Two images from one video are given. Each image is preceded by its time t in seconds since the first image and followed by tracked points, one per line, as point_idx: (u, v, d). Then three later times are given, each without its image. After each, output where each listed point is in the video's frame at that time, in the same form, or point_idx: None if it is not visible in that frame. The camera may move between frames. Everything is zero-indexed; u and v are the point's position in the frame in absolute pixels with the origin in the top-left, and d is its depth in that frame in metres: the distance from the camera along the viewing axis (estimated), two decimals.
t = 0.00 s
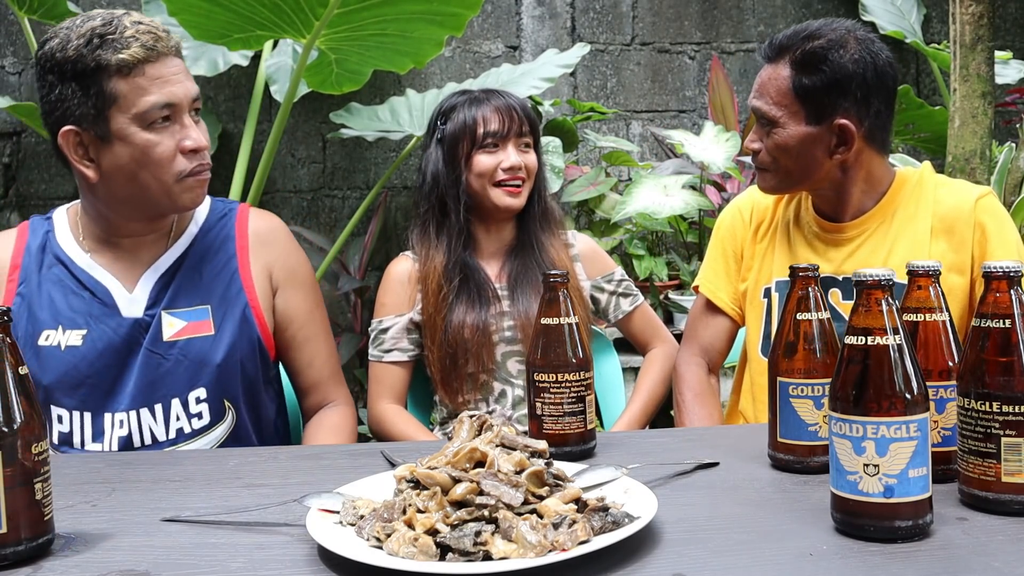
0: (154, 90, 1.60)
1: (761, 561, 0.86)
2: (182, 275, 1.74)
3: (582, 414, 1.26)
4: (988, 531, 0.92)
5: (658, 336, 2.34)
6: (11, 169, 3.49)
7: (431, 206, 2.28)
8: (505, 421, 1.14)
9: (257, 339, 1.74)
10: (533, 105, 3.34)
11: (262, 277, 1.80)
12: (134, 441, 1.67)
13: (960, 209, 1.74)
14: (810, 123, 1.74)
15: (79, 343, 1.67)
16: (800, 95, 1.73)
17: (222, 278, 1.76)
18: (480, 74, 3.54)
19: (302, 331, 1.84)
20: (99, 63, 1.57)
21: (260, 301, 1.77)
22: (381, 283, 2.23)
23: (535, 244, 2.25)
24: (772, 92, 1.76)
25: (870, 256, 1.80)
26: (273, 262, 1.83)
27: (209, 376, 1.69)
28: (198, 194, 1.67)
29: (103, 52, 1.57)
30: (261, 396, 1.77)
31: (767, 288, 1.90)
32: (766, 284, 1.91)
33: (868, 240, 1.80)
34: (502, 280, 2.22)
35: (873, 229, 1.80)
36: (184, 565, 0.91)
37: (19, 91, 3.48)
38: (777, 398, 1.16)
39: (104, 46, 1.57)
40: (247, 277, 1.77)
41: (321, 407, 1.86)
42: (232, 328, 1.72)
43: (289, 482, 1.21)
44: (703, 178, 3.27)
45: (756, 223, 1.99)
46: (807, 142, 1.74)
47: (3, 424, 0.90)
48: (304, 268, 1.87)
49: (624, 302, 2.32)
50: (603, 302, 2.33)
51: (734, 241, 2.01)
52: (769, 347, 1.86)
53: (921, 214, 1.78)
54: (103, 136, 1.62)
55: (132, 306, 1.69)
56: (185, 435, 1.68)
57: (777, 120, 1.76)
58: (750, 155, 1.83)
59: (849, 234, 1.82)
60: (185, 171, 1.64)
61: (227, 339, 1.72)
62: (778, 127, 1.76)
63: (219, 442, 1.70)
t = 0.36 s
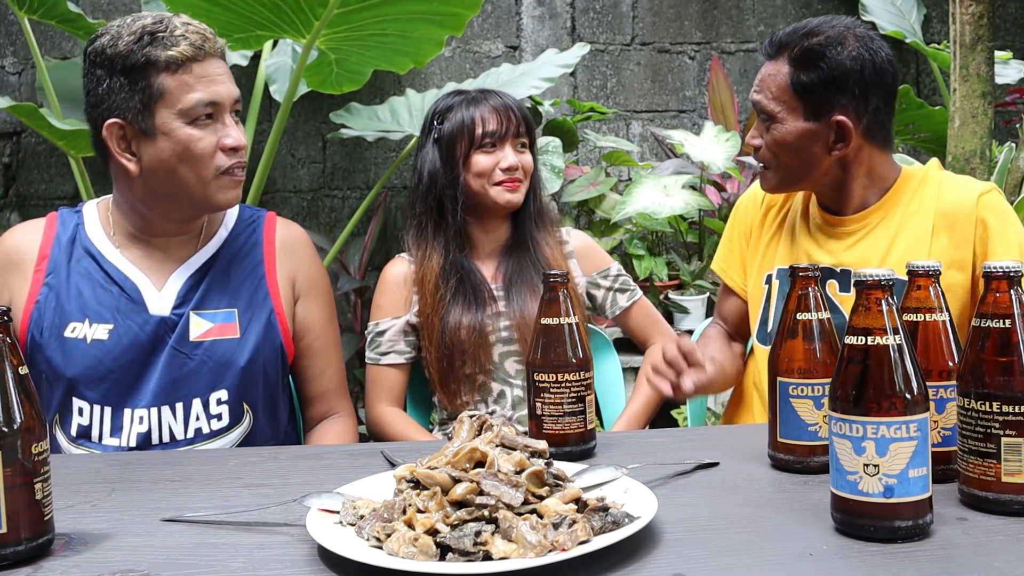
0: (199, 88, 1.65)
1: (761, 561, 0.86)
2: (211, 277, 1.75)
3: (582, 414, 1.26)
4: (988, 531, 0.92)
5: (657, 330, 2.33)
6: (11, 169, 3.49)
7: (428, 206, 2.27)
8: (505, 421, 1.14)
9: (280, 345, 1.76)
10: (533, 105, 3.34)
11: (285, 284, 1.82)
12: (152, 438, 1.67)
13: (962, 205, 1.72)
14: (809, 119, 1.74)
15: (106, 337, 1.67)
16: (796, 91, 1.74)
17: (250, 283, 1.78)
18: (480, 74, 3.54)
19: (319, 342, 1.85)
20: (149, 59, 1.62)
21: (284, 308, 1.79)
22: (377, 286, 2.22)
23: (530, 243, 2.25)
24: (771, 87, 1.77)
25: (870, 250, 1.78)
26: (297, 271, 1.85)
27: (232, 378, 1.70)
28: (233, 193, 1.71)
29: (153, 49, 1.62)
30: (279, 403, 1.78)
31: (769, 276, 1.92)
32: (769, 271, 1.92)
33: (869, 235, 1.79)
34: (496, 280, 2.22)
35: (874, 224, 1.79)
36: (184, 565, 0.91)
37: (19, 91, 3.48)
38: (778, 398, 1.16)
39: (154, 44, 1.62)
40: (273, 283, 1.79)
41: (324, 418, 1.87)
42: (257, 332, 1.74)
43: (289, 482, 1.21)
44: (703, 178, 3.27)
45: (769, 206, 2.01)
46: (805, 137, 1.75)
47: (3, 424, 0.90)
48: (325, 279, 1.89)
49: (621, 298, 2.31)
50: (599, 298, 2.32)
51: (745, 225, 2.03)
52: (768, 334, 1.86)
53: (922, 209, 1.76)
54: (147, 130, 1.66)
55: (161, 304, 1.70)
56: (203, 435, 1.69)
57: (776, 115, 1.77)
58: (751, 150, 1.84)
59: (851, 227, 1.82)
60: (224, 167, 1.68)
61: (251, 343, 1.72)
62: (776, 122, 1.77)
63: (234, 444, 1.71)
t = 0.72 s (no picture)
0: (204, 88, 1.65)
1: (761, 561, 0.86)
2: (212, 274, 1.75)
3: (582, 414, 1.26)
4: (988, 531, 0.92)
5: (650, 336, 2.34)
6: (11, 169, 3.49)
7: (423, 208, 2.28)
8: (505, 421, 1.14)
9: (281, 344, 1.76)
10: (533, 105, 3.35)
11: (287, 284, 1.82)
12: (152, 436, 1.66)
13: (997, 212, 1.71)
14: (841, 118, 1.69)
15: (106, 334, 1.67)
16: (827, 92, 1.69)
17: (251, 282, 1.78)
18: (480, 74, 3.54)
19: (320, 342, 1.85)
20: (155, 59, 1.62)
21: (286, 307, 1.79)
22: (374, 292, 2.22)
23: (526, 244, 2.26)
24: (800, 90, 1.72)
25: (900, 251, 1.78)
26: (300, 271, 1.85)
27: (232, 376, 1.70)
28: (237, 194, 1.71)
29: (160, 48, 1.62)
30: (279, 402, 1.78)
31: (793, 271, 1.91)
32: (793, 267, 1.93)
33: (899, 236, 1.79)
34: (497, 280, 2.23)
35: (905, 226, 1.79)
36: (184, 565, 0.91)
37: (19, 91, 3.49)
38: (777, 398, 1.16)
39: (161, 44, 1.62)
40: (275, 281, 1.79)
41: (327, 417, 1.86)
42: (258, 330, 1.74)
43: (288, 482, 1.21)
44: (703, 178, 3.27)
45: (793, 206, 2.01)
46: (838, 137, 1.70)
47: (3, 424, 0.89)
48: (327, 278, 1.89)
49: (616, 303, 2.32)
50: (595, 302, 2.32)
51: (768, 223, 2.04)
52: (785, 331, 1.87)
53: (955, 213, 1.75)
54: (152, 128, 1.65)
55: (162, 302, 1.70)
56: (203, 434, 1.69)
57: (806, 118, 1.72)
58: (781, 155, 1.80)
59: (881, 228, 1.81)
60: (228, 167, 1.68)
61: (252, 342, 1.73)
62: (808, 125, 1.72)
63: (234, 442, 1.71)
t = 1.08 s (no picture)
0: (196, 84, 1.66)
1: (761, 561, 0.86)
2: (212, 269, 1.76)
3: (582, 414, 1.26)
4: (988, 531, 0.92)
5: (650, 336, 2.34)
6: (11, 169, 3.49)
7: (421, 208, 2.28)
8: (505, 421, 1.14)
9: (282, 338, 1.76)
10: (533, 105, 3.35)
11: (286, 279, 1.82)
12: (156, 431, 1.66)
13: (1000, 214, 1.72)
14: (850, 121, 1.69)
15: (108, 331, 1.67)
16: (839, 93, 1.68)
17: (251, 277, 1.78)
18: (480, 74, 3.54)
19: (319, 337, 1.85)
20: (147, 55, 1.63)
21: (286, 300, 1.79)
22: (374, 293, 2.22)
23: (525, 244, 2.26)
24: (811, 87, 1.71)
25: (903, 252, 1.78)
26: (298, 266, 1.85)
27: (235, 370, 1.70)
28: (230, 188, 1.70)
29: (152, 45, 1.63)
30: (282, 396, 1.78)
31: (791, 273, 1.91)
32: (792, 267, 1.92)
33: (902, 238, 1.79)
34: (496, 280, 2.23)
35: (908, 227, 1.79)
36: (184, 565, 0.91)
37: (19, 91, 3.48)
38: (777, 398, 1.16)
39: (153, 41, 1.64)
40: (274, 276, 1.80)
41: (326, 413, 1.86)
42: (260, 324, 1.74)
43: (289, 482, 1.21)
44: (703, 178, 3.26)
45: (785, 209, 2.01)
46: (846, 139, 1.70)
47: (3, 424, 0.89)
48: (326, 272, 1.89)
49: (615, 303, 2.31)
50: (594, 303, 2.32)
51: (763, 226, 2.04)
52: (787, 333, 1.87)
53: (958, 214, 1.76)
54: (145, 124, 1.66)
55: (162, 297, 1.70)
56: (207, 428, 1.68)
57: (815, 117, 1.71)
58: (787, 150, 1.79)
59: (883, 230, 1.81)
60: (221, 161, 1.68)
61: (254, 335, 1.73)
62: (816, 124, 1.72)
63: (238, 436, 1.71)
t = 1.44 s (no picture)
0: (179, 80, 1.66)
1: (762, 561, 0.86)
2: (204, 269, 1.76)
3: (582, 414, 1.26)
4: (988, 531, 0.92)
5: (653, 331, 2.33)
6: (11, 169, 3.49)
7: (422, 208, 2.28)
8: (505, 422, 1.14)
9: (276, 335, 1.76)
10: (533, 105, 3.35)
11: (281, 277, 1.82)
12: (152, 431, 1.65)
13: (996, 215, 1.73)
14: (843, 141, 1.69)
15: (102, 333, 1.67)
16: (828, 116, 1.68)
17: (244, 275, 1.78)
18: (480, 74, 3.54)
19: (313, 335, 1.85)
20: (129, 52, 1.64)
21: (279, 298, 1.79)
22: (374, 291, 2.22)
23: (525, 244, 2.26)
24: (799, 111, 1.71)
25: (901, 255, 1.79)
26: (294, 264, 1.85)
27: (229, 369, 1.70)
28: (214, 186, 1.70)
29: (135, 42, 1.64)
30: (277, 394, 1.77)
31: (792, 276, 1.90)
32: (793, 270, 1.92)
33: (898, 241, 1.79)
34: (495, 280, 2.23)
35: (905, 230, 1.79)
36: (184, 565, 0.91)
37: (19, 91, 3.49)
38: (777, 398, 1.16)
39: (136, 38, 1.64)
40: (268, 274, 1.80)
41: (324, 412, 1.86)
42: (253, 322, 1.74)
43: (289, 482, 1.21)
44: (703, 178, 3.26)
45: (788, 207, 2.01)
46: (841, 158, 1.70)
47: (3, 424, 0.89)
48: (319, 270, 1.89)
49: (617, 299, 2.32)
50: (596, 300, 2.32)
51: (762, 221, 2.04)
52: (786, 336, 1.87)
53: (955, 216, 1.76)
54: (129, 121, 1.66)
55: (155, 297, 1.70)
56: (202, 427, 1.68)
57: (807, 141, 1.71)
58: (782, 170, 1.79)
59: (882, 233, 1.80)
60: (204, 158, 1.67)
61: (247, 333, 1.73)
62: (810, 148, 1.71)
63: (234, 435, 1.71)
